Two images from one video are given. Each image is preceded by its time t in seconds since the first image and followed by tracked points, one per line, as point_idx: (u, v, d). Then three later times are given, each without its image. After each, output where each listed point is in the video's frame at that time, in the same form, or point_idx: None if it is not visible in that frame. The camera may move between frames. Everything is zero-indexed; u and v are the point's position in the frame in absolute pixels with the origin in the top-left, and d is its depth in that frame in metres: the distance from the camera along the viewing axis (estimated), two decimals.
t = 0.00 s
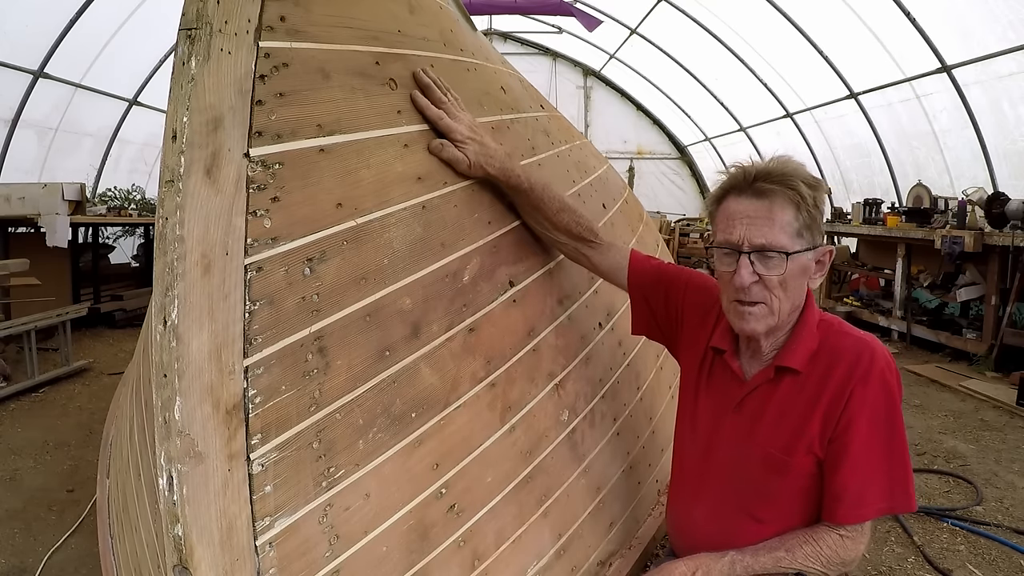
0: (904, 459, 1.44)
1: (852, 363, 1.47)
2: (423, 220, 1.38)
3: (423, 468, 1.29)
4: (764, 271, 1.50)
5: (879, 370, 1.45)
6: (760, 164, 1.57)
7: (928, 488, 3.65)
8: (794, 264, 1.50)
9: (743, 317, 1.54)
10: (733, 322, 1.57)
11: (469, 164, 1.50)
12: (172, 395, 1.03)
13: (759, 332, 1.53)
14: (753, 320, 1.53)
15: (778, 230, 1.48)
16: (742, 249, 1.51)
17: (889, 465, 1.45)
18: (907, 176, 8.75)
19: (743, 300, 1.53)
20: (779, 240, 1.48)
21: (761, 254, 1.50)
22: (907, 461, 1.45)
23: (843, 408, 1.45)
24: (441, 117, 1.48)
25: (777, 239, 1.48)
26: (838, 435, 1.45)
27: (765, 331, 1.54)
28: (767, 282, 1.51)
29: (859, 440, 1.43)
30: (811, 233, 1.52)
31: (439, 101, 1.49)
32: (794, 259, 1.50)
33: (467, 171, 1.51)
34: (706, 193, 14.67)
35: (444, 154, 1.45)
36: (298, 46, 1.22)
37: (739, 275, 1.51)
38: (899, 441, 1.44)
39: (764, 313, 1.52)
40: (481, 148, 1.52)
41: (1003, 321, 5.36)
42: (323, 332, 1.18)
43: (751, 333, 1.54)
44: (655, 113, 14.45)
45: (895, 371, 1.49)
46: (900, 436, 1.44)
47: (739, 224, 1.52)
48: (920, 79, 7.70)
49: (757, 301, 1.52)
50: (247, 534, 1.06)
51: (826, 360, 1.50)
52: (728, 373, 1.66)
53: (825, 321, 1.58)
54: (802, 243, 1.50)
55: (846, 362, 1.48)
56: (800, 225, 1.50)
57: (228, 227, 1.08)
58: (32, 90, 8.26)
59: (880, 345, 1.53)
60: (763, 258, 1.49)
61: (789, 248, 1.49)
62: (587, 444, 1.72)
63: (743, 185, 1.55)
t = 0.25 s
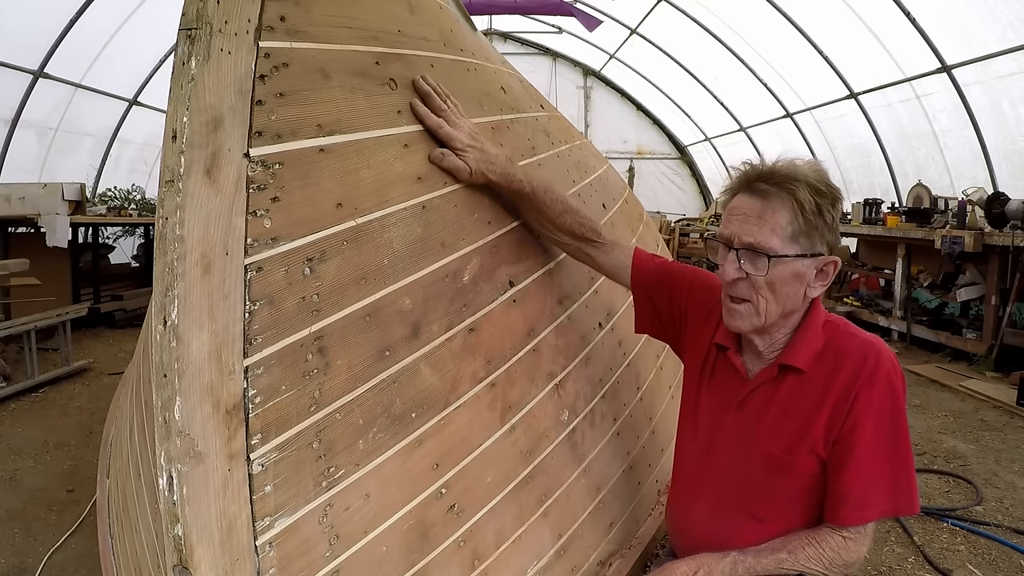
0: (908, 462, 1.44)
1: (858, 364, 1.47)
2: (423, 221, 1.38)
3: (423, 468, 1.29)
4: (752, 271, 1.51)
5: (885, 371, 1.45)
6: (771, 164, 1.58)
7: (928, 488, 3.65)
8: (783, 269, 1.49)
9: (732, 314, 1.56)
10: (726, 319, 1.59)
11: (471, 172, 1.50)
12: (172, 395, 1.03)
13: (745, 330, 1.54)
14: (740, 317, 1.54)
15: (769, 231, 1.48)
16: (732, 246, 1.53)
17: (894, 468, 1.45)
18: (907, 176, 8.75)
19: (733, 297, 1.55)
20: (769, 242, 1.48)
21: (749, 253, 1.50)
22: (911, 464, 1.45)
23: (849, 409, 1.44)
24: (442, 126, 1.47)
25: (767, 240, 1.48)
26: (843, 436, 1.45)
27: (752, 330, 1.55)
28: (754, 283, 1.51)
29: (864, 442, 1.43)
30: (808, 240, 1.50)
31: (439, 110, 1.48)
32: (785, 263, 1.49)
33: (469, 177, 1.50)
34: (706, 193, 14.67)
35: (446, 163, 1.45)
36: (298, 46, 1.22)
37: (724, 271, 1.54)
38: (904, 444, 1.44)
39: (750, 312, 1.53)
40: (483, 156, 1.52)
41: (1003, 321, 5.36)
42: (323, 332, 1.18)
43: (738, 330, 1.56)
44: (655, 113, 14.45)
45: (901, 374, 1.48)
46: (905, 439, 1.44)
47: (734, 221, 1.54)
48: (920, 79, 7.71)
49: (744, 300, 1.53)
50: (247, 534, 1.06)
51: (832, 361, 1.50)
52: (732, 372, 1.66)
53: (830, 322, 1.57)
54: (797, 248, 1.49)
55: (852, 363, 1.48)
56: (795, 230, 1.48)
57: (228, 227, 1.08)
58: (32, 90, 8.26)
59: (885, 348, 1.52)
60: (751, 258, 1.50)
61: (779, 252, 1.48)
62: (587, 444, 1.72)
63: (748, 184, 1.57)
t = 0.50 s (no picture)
0: (911, 466, 1.44)
1: (864, 367, 1.47)
2: (423, 221, 1.38)
3: (423, 468, 1.29)
4: (760, 266, 1.51)
5: (891, 374, 1.45)
6: (790, 160, 1.58)
7: (928, 488, 3.65)
8: (791, 267, 1.49)
9: (738, 308, 1.57)
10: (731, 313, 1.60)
11: (472, 199, 1.47)
12: (172, 395, 1.03)
13: (749, 325, 1.55)
14: (745, 311, 1.55)
15: (780, 228, 1.49)
16: (742, 240, 1.55)
17: (897, 471, 1.45)
18: (907, 176, 8.75)
19: (739, 290, 1.56)
20: (779, 238, 1.49)
21: (759, 248, 1.51)
22: (915, 467, 1.45)
23: (854, 411, 1.45)
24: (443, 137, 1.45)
25: (777, 236, 1.49)
26: (848, 438, 1.45)
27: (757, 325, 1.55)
28: (762, 278, 1.52)
29: (869, 444, 1.43)
30: (820, 241, 1.49)
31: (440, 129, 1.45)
32: (793, 262, 1.49)
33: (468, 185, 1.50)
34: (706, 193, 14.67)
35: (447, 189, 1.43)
36: (298, 46, 1.22)
37: (732, 263, 1.55)
38: (908, 448, 1.44)
39: (756, 307, 1.54)
40: (483, 180, 1.49)
41: (1003, 321, 5.36)
42: (322, 332, 1.18)
43: (742, 324, 1.57)
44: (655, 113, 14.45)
45: (906, 377, 1.49)
46: (909, 443, 1.44)
47: (747, 215, 1.55)
48: (920, 79, 7.71)
49: (751, 294, 1.54)
50: (247, 534, 1.06)
51: (838, 362, 1.50)
52: (736, 372, 1.66)
53: (837, 324, 1.58)
54: (807, 248, 1.49)
55: (858, 365, 1.48)
56: (807, 230, 1.48)
57: (228, 228, 1.08)
58: (32, 90, 8.26)
59: (892, 351, 1.52)
60: (760, 253, 1.51)
61: (788, 249, 1.48)
62: (587, 444, 1.72)
63: (765, 179, 1.57)
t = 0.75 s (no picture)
0: (918, 470, 1.44)
1: (874, 369, 1.47)
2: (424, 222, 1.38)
3: (423, 468, 1.29)
4: (778, 265, 1.51)
5: (900, 377, 1.45)
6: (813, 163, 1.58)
7: (927, 488, 3.65)
8: (809, 268, 1.49)
9: (752, 306, 1.57)
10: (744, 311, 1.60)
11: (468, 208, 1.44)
12: (172, 395, 1.03)
13: (762, 323, 1.55)
14: (759, 310, 1.55)
15: (801, 228, 1.49)
16: (762, 238, 1.55)
17: (904, 475, 1.45)
18: (907, 176, 8.75)
19: (755, 289, 1.56)
20: (799, 238, 1.49)
21: (778, 247, 1.51)
22: (921, 471, 1.45)
23: (863, 414, 1.45)
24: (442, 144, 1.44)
25: (796, 236, 1.49)
26: (857, 441, 1.45)
27: (770, 324, 1.55)
28: (779, 277, 1.52)
29: (877, 447, 1.43)
30: (839, 244, 1.49)
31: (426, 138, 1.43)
32: (811, 263, 1.49)
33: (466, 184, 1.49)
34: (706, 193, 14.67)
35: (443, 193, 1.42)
36: (298, 46, 1.22)
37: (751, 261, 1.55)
38: (916, 451, 1.44)
39: (770, 306, 1.54)
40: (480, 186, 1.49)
41: (1003, 321, 5.36)
42: (323, 332, 1.18)
43: (755, 323, 1.56)
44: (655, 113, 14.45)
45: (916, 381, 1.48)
46: (917, 446, 1.44)
47: (767, 214, 1.56)
48: (920, 79, 7.71)
49: (767, 293, 1.54)
50: (247, 534, 1.06)
51: (848, 364, 1.50)
52: (746, 372, 1.66)
53: (848, 326, 1.58)
54: (826, 250, 1.49)
55: (868, 368, 1.48)
56: (827, 232, 1.48)
57: (228, 228, 1.08)
58: (32, 91, 8.26)
59: (901, 354, 1.52)
60: (779, 252, 1.51)
61: (807, 250, 1.48)
62: (587, 444, 1.72)
63: (788, 180, 1.58)
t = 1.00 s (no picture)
0: (917, 471, 1.45)
1: (874, 370, 1.47)
2: (424, 221, 1.38)
3: (423, 468, 1.29)
4: (778, 264, 1.51)
5: (900, 378, 1.45)
6: (817, 162, 1.58)
7: (927, 488, 3.65)
8: (808, 268, 1.49)
9: (750, 304, 1.56)
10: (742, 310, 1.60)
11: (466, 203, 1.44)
12: (172, 395, 1.03)
13: (759, 322, 1.55)
14: (756, 308, 1.55)
15: (802, 227, 1.49)
16: (762, 236, 1.55)
17: (903, 476, 1.45)
18: (907, 176, 8.75)
19: (753, 287, 1.56)
20: (799, 237, 1.49)
21: (778, 245, 1.51)
22: (920, 472, 1.45)
23: (863, 415, 1.45)
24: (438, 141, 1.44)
25: (797, 235, 1.49)
26: (856, 442, 1.45)
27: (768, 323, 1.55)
28: (778, 276, 1.52)
29: (876, 448, 1.43)
30: (839, 245, 1.49)
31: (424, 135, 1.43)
32: (811, 263, 1.49)
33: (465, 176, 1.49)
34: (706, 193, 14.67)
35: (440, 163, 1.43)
36: (298, 46, 1.22)
37: (751, 258, 1.55)
38: (915, 453, 1.44)
39: (768, 305, 1.53)
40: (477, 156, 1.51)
41: (1004, 321, 5.36)
42: (323, 332, 1.18)
43: (752, 321, 1.56)
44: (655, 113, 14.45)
45: (915, 382, 1.49)
46: (916, 447, 1.45)
47: (769, 212, 1.56)
48: (920, 79, 7.71)
49: (765, 292, 1.54)
50: (247, 534, 1.06)
51: (848, 365, 1.50)
52: (745, 372, 1.66)
53: (848, 326, 1.58)
54: (826, 250, 1.49)
55: (868, 368, 1.48)
56: (828, 232, 1.48)
57: (228, 228, 1.08)
58: (32, 91, 8.26)
59: (901, 355, 1.52)
60: (779, 251, 1.51)
61: (807, 249, 1.49)
62: (587, 444, 1.72)
63: (791, 178, 1.58)
